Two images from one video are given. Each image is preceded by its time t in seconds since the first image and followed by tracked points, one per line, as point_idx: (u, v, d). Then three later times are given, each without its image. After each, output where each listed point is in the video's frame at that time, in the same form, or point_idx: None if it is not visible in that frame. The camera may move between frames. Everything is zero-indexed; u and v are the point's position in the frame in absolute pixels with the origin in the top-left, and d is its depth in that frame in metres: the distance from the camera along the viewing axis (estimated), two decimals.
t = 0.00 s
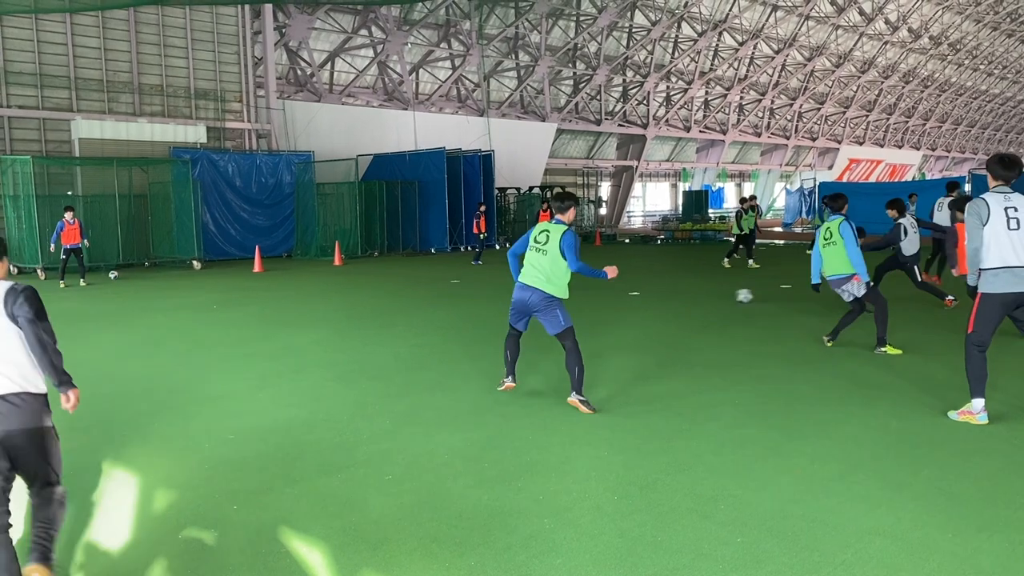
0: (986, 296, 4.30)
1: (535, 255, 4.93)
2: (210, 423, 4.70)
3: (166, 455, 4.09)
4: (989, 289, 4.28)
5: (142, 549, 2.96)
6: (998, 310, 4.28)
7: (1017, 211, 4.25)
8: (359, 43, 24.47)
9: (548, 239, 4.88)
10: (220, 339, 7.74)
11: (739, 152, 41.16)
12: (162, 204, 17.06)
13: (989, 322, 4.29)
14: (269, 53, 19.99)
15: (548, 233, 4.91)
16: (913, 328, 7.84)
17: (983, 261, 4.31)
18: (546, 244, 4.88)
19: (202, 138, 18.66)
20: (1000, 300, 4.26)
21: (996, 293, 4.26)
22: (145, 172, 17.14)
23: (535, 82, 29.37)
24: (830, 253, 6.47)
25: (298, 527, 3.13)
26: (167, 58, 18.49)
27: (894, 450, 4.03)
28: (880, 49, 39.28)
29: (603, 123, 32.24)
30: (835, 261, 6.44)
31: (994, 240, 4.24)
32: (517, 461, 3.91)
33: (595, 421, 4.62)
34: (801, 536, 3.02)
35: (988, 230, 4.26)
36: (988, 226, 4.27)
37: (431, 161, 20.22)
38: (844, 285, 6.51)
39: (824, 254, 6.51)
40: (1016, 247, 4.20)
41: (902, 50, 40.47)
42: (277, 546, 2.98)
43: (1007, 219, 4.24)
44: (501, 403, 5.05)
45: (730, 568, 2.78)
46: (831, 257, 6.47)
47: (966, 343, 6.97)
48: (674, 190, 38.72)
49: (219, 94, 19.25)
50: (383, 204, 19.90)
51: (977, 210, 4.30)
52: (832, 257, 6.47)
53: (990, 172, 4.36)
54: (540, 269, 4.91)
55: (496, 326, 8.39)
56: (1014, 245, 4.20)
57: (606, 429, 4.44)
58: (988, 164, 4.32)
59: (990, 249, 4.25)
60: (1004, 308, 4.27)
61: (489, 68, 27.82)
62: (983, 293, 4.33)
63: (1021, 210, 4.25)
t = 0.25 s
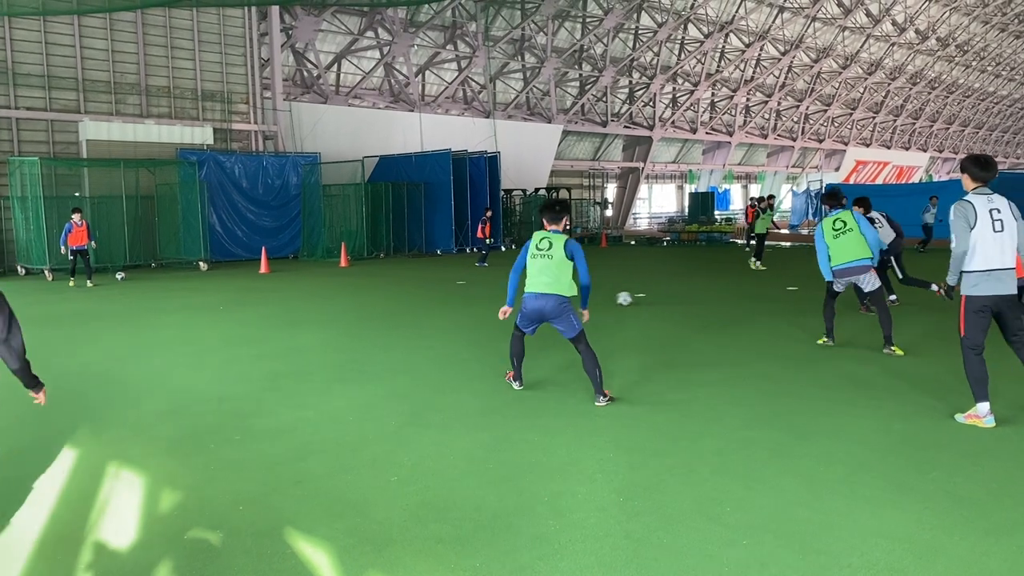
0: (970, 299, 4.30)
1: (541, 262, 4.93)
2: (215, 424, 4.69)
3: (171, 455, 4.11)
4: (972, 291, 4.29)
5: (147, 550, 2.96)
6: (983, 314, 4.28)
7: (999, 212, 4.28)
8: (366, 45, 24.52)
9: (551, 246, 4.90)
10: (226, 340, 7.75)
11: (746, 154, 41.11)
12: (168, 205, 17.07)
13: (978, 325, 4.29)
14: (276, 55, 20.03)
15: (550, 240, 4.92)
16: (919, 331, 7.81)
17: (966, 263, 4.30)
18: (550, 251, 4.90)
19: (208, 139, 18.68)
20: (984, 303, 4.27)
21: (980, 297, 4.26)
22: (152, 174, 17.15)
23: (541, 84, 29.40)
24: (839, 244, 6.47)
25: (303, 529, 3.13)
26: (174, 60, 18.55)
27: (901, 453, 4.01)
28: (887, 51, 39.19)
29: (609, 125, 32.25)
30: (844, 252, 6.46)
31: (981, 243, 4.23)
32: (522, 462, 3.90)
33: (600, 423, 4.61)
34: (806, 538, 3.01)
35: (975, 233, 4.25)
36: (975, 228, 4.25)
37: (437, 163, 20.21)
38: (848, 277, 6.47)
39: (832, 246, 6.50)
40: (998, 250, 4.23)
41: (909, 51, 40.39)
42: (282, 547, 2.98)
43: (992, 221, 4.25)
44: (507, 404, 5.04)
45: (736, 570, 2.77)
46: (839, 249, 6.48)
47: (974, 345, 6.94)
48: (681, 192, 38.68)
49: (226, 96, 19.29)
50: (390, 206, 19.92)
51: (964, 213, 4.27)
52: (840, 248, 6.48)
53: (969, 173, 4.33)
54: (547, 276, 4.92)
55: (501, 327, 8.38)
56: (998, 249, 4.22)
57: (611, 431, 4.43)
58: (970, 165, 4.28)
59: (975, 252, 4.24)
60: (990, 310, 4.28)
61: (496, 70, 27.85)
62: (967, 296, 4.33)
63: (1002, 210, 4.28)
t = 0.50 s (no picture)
0: (968, 302, 4.33)
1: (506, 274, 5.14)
2: (227, 425, 4.71)
3: (182, 455, 4.12)
4: (970, 293, 4.31)
5: (158, 549, 2.97)
6: (982, 314, 4.30)
7: (988, 211, 4.30)
8: (376, 46, 24.58)
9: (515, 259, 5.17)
10: (237, 341, 7.77)
11: (757, 156, 40.99)
12: (179, 207, 17.14)
13: (981, 327, 4.31)
14: (287, 56, 20.10)
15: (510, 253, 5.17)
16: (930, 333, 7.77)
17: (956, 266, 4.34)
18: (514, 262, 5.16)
19: (220, 141, 18.73)
20: (982, 304, 4.29)
21: (977, 298, 4.29)
22: (163, 175, 17.11)
23: (551, 85, 29.41)
24: (833, 245, 6.46)
25: (313, 530, 3.14)
26: (186, 61, 18.64)
27: (913, 456, 3.99)
28: (899, 52, 39.03)
29: (619, 126, 32.18)
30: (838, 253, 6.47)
31: (971, 245, 4.27)
32: (532, 464, 3.90)
33: (611, 426, 4.59)
34: (817, 542, 3.00)
35: (966, 235, 4.28)
36: (967, 231, 4.27)
37: (447, 164, 20.23)
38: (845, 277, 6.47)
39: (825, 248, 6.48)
40: (988, 251, 4.27)
41: (922, 53, 40.22)
42: (293, 548, 2.98)
43: (984, 222, 4.27)
44: (516, 406, 5.04)
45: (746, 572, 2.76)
46: (831, 249, 6.48)
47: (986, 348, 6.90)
48: (691, 194, 38.63)
49: (237, 98, 19.37)
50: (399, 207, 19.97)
51: (955, 215, 4.28)
52: (834, 248, 6.48)
53: (952, 175, 4.36)
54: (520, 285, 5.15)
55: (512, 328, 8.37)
56: (989, 249, 4.26)
57: (623, 433, 4.41)
58: (953, 168, 4.30)
59: (966, 253, 4.29)
60: (990, 310, 4.31)
61: (506, 71, 27.87)
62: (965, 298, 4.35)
63: (991, 210, 4.30)
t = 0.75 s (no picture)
0: (961, 304, 4.35)
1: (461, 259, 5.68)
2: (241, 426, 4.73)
3: (196, 455, 4.15)
4: (963, 296, 4.33)
5: (172, 549, 2.99)
6: (972, 316, 4.32)
7: (983, 217, 4.37)
8: (389, 49, 24.66)
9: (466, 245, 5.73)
10: (251, 342, 7.80)
11: (769, 158, 40.87)
12: (193, 207, 17.24)
13: (973, 329, 4.32)
14: (300, 58, 20.19)
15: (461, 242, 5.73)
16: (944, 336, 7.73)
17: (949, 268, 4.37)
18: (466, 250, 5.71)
19: (233, 142, 18.80)
20: (974, 306, 4.31)
21: (970, 301, 4.32)
22: (177, 177, 17.20)
23: (563, 87, 29.42)
24: (819, 245, 6.54)
25: (326, 530, 3.15)
26: (200, 63, 18.75)
27: (927, 460, 3.97)
28: (913, 54, 38.86)
29: (631, 128, 32.13)
30: (823, 252, 6.56)
31: (969, 247, 4.31)
32: (545, 466, 3.91)
33: (624, 428, 4.59)
34: (830, 545, 2.99)
35: (964, 238, 4.32)
36: (966, 233, 4.30)
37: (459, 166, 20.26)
38: (832, 276, 6.59)
39: (811, 249, 6.56)
40: (982, 255, 4.32)
41: (936, 54, 40.02)
42: (306, 547, 3.00)
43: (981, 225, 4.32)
44: (528, 408, 5.05)
45: None
46: (817, 250, 6.56)
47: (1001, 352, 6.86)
48: (703, 196, 38.57)
49: (251, 99, 19.47)
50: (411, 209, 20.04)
51: (955, 218, 4.31)
52: (820, 248, 6.57)
53: (950, 179, 4.41)
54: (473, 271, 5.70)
55: (524, 330, 8.37)
56: (984, 253, 4.32)
57: (636, 436, 4.40)
58: (953, 172, 4.37)
59: (961, 256, 4.33)
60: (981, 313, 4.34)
61: (518, 74, 27.90)
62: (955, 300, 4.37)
63: (985, 216, 4.37)
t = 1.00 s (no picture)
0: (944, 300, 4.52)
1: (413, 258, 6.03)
2: (261, 426, 4.78)
3: (217, 455, 4.21)
4: (957, 295, 4.47)
5: (193, 549, 3.03)
6: (949, 313, 4.51)
7: (984, 222, 4.48)
8: (407, 52, 24.77)
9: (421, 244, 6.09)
10: (269, 343, 7.86)
11: (787, 161, 40.66)
12: (212, 210, 17.57)
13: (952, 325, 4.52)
14: (319, 61, 20.32)
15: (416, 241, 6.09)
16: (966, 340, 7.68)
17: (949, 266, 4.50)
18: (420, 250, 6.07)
19: (252, 144, 18.99)
20: (967, 306, 4.47)
21: (953, 300, 4.48)
22: (196, 178, 17.63)
23: (580, 90, 29.43)
24: (797, 253, 6.56)
25: (345, 530, 3.19)
26: (220, 66, 18.92)
27: (946, 466, 3.96)
28: (934, 56, 38.60)
29: (648, 131, 32.06)
30: (801, 260, 6.58)
31: (965, 248, 4.43)
32: (562, 469, 3.93)
33: (642, 431, 4.60)
34: (848, 551, 3.00)
35: (964, 239, 4.42)
36: (965, 235, 4.41)
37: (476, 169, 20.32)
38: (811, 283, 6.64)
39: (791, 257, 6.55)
40: (980, 256, 4.45)
41: (957, 57, 39.75)
42: (325, 548, 3.04)
43: (981, 230, 4.44)
44: (546, 410, 5.07)
45: None
46: (797, 258, 6.57)
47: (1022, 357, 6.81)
48: (721, 199, 38.45)
49: (270, 102, 19.63)
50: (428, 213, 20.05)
51: (956, 219, 4.42)
52: (798, 257, 6.59)
53: (955, 180, 4.49)
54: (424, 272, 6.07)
55: (541, 333, 8.39)
56: (979, 256, 4.44)
57: (654, 440, 4.42)
58: (957, 174, 4.44)
59: (963, 256, 4.44)
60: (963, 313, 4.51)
61: (535, 76, 27.93)
62: (947, 299, 4.52)
63: (987, 221, 4.49)
